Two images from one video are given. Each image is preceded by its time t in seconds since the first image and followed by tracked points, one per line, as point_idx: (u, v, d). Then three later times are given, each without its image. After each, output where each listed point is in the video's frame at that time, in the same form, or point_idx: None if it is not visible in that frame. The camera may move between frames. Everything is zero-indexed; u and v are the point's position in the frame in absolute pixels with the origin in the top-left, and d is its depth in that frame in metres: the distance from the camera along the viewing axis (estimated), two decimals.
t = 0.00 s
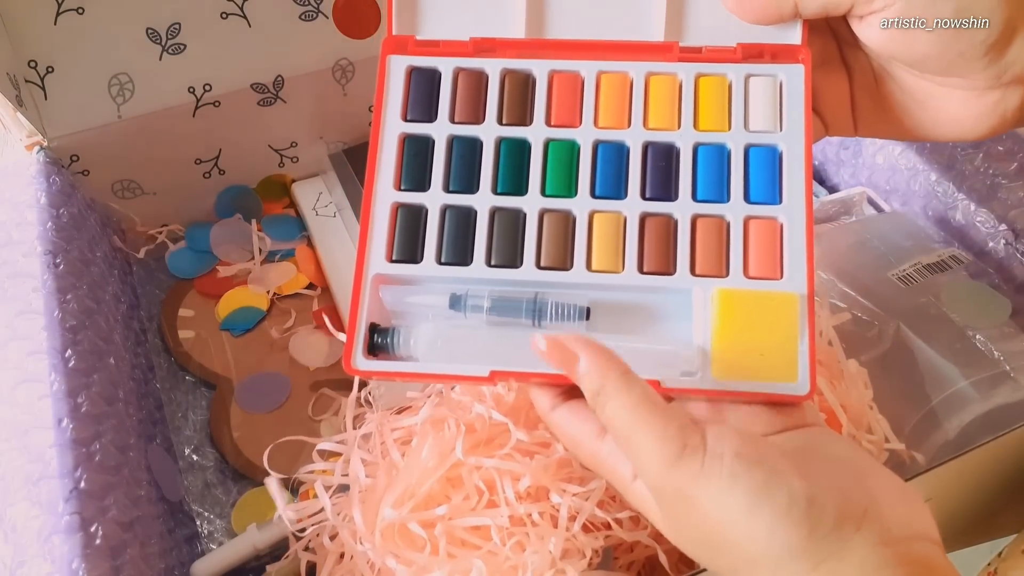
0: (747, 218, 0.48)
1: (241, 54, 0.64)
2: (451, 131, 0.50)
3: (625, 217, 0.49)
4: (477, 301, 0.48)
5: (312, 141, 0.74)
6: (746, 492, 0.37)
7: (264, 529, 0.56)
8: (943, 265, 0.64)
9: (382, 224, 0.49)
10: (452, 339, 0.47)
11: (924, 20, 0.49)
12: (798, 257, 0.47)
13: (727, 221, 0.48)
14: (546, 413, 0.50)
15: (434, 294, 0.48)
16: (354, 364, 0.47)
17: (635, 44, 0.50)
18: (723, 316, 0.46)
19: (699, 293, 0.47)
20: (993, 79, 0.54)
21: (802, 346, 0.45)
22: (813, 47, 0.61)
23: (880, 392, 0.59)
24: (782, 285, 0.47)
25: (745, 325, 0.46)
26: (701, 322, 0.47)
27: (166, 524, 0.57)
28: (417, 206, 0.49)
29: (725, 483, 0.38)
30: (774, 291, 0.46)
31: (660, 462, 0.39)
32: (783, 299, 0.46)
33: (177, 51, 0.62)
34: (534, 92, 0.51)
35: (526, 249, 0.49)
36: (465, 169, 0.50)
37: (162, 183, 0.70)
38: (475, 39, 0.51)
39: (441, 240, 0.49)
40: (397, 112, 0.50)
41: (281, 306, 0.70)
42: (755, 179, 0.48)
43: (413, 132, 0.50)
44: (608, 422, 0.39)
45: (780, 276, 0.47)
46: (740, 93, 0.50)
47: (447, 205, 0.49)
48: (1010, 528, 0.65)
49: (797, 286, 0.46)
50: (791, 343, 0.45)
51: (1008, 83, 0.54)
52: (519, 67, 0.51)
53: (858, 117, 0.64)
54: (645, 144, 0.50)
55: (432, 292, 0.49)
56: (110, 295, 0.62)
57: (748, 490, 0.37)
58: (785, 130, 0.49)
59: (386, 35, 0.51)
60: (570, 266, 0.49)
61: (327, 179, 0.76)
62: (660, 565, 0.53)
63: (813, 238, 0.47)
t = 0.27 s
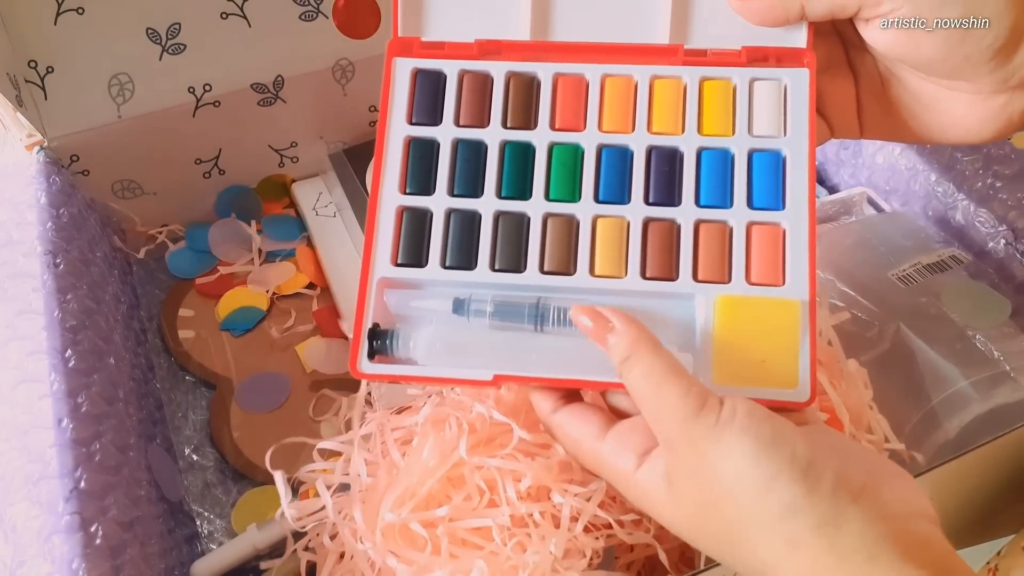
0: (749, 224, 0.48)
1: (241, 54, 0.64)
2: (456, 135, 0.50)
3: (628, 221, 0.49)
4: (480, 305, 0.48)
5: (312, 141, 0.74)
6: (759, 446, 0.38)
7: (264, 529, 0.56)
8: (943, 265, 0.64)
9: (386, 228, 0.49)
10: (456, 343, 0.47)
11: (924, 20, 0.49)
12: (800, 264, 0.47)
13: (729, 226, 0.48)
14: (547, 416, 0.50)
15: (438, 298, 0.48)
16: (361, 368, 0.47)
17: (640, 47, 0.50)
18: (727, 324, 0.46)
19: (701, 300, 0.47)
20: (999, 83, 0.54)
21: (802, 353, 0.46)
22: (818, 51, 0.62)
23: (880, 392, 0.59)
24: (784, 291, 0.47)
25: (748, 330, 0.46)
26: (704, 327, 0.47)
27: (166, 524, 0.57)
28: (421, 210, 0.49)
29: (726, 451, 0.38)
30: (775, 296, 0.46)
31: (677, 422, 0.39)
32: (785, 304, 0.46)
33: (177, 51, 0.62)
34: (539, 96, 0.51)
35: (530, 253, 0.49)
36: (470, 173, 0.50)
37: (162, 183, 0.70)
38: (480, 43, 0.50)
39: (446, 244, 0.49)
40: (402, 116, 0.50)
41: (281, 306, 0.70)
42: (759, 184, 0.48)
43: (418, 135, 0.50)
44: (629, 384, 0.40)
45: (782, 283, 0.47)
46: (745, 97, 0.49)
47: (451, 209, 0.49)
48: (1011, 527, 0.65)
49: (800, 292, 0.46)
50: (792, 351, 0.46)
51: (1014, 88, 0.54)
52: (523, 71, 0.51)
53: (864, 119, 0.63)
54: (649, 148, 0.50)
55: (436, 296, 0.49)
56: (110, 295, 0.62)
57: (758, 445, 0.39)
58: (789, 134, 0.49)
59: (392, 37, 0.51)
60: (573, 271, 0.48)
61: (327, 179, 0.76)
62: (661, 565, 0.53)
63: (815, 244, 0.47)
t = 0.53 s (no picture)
0: (750, 221, 0.48)
1: (240, 54, 0.64)
2: (458, 132, 0.50)
3: (628, 220, 0.49)
4: (481, 302, 0.48)
5: (312, 141, 0.74)
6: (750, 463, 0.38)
7: (264, 529, 0.56)
8: (943, 265, 0.64)
9: (388, 225, 0.49)
10: (456, 339, 0.47)
11: (924, 20, 0.49)
12: (799, 261, 0.47)
13: (730, 224, 0.48)
14: (548, 413, 0.50)
15: (439, 294, 0.49)
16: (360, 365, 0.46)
17: (642, 46, 0.50)
18: (727, 321, 0.46)
19: (702, 296, 0.47)
20: (1001, 83, 0.54)
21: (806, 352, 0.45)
22: (820, 51, 0.62)
23: (880, 392, 0.59)
24: (784, 289, 0.47)
25: (747, 328, 0.46)
26: (705, 324, 0.47)
27: (166, 523, 0.58)
28: (423, 206, 0.49)
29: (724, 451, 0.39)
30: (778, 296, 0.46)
31: (657, 452, 0.40)
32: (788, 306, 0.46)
33: (177, 51, 0.62)
34: (541, 93, 0.51)
35: (530, 251, 0.49)
36: (471, 171, 0.50)
37: (162, 184, 0.70)
38: (481, 41, 0.50)
39: (447, 240, 0.49)
40: (404, 113, 0.50)
41: (281, 306, 0.70)
42: (760, 183, 0.48)
43: (420, 133, 0.50)
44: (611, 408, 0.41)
45: (783, 280, 0.47)
46: (747, 96, 0.49)
47: (452, 206, 0.49)
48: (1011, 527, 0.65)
49: (800, 290, 0.46)
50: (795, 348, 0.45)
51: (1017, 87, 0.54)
52: (525, 69, 0.51)
53: (866, 120, 0.64)
54: (650, 146, 0.50)
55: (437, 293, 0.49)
56: (110, 295, 0.62)
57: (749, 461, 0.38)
58: (790, 132, 0.49)
59: (394, 35, 0.50)
60: (574, 268, 0.49)
61: (328, 179, 0.76)
62: (661, 564, 0.53)
63: (815, 241, 0.47)
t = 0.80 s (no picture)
0: (755, 241, 0.48)
1: (240, 54, 0.64)
2: (465, 150, 0.50)
3: (634, 237, 0.49)
4: (489, 321, 0.48)
5: (312, 141, 0.74)
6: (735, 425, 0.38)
7: (264, 529, 0.56)
8: (943, 264, 0.64)
9: (396, 246, 0.49)
10: (467, 360, 0.47)
11: (924, 20, 0.49)
12: (806, 283, 0.47)
13: (735, 243, 0.48)
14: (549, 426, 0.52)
15: (448, 315, 0.48)
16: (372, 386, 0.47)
17: (650, 62, 0.49)
18: (732, 342, 0.47)
19: (707, 317, 0.47)
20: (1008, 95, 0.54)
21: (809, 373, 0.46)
22: (827, 63, 0.61)
23: (880, 392, 0.59)
24: (790, 310, 0.47)
25: (752, 349, 0.46)
26: (711, 343, 0.47)
27: (166, 524, 0.57)
28: (431, 226, 0.49)
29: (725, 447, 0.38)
30: (783, 316, 0.47)
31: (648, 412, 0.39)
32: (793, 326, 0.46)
33: (177, 51, 0.62)
34: (547, 110, 0.50)
35: (537, 270, 0.49)
36: (478, 188, 0.49)
37: (161, 183, 0.70)
38: (485, 57, 0.50)
39: (456, 262, 0.49)
40: (411, 130, 0.50)
41: (281, 306, 0.70)
42: (766, 202, 0.48)
43: (427, 150, 0.50)
44: (586, 387, 0.41)
45: (788, 300, 0.47)
46: (752, 114, 0.49)
47: (460, 226, 0.49)
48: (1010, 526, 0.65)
49: (805, 310, 0.47)
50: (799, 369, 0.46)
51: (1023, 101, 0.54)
52: (529, 85, 0.50)
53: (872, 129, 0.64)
54: (656, 164, 0.50)
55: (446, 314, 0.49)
56: (110, 295, 0.62)
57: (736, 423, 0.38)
58: (797, 152, 0.49)
59: (399, 50, 0.50)
60: (580, 287, 0.49)
61: (328, 179, 0.76)
62: (660, 565, 0.53)
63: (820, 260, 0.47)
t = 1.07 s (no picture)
0: (761, 243, 0.48)
1: (240, 54, 0.64)
2: (467, 147, 0.50)
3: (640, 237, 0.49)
4: (490, 330, 0.48)
5: (312, 141, 0.74)
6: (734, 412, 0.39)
7: (264, 529, 0.56)
8: (943, 264, 0.64)
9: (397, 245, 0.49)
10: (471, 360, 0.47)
11: (924, 20, 0.48)
12: (811, 287, 0.47)
13: (739, 243, 0.49)
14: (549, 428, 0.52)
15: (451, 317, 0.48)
16: (373, 387, 0.47)
17: (655, 59, 0.49)
18: (736, 346, 0.46)
19: (713, 320, 0.48)
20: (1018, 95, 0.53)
21: (813, 378, 0.46)
22: (833, 60, 0.61)
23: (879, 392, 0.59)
24: (793, 314, 0.47)
25: (756, 352, 0.46)
26: (715, 346, 0.47)
27: (166, 523, 0.58)
28: (433, 225, 0.49)
29: (725, 446, 0.38)
30: (788, 320, 0.47)
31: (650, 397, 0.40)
32: (798, 331, 0.47)
33: (177, 51, 0.62)
34: (551, 107, 0.50)
35: (541, 270, 0.49)
36: (481, 186, 0.49)
37: (162, 183, 0.70)
38: (492, 51, 0.50)
39: (458, 262, 0.49)
40: (413, 125, 0.49)
41: (281, 307, 0.70)
42: (771, 202, 0.49)
43: (429, 147, 0.50)
44: (591, 388, 0.41)
45: (792, 304, 0.47)
46: (758, 113, 0.49)
47: (462, 224, 0.49)
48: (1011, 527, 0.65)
49: (808, 313, 0.47)
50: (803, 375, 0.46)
51: None
52: (535, 80, 0.50)
53: (879, 128, 0.64)
54: (662, 163, 0.50)
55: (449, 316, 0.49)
56: (110, 295, 0.62)
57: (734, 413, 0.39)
58: (802, 152, 0.49)
59: (401, 43, 0.49)
60: (585, 288, 0.49)
61: (328, 179, 0.77)
62: (659, 567, 0.53)
63: (825, 264, 0.47)
